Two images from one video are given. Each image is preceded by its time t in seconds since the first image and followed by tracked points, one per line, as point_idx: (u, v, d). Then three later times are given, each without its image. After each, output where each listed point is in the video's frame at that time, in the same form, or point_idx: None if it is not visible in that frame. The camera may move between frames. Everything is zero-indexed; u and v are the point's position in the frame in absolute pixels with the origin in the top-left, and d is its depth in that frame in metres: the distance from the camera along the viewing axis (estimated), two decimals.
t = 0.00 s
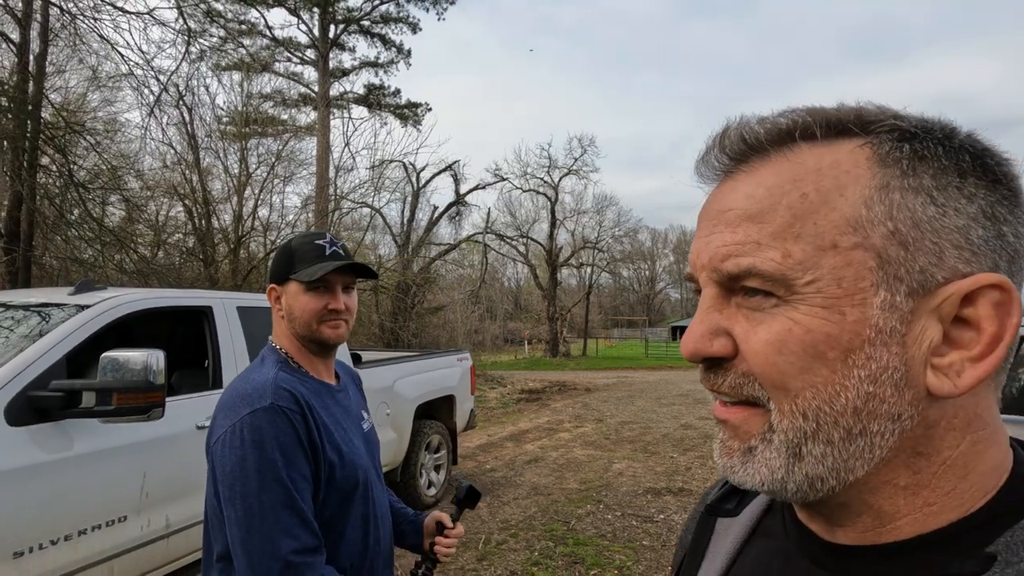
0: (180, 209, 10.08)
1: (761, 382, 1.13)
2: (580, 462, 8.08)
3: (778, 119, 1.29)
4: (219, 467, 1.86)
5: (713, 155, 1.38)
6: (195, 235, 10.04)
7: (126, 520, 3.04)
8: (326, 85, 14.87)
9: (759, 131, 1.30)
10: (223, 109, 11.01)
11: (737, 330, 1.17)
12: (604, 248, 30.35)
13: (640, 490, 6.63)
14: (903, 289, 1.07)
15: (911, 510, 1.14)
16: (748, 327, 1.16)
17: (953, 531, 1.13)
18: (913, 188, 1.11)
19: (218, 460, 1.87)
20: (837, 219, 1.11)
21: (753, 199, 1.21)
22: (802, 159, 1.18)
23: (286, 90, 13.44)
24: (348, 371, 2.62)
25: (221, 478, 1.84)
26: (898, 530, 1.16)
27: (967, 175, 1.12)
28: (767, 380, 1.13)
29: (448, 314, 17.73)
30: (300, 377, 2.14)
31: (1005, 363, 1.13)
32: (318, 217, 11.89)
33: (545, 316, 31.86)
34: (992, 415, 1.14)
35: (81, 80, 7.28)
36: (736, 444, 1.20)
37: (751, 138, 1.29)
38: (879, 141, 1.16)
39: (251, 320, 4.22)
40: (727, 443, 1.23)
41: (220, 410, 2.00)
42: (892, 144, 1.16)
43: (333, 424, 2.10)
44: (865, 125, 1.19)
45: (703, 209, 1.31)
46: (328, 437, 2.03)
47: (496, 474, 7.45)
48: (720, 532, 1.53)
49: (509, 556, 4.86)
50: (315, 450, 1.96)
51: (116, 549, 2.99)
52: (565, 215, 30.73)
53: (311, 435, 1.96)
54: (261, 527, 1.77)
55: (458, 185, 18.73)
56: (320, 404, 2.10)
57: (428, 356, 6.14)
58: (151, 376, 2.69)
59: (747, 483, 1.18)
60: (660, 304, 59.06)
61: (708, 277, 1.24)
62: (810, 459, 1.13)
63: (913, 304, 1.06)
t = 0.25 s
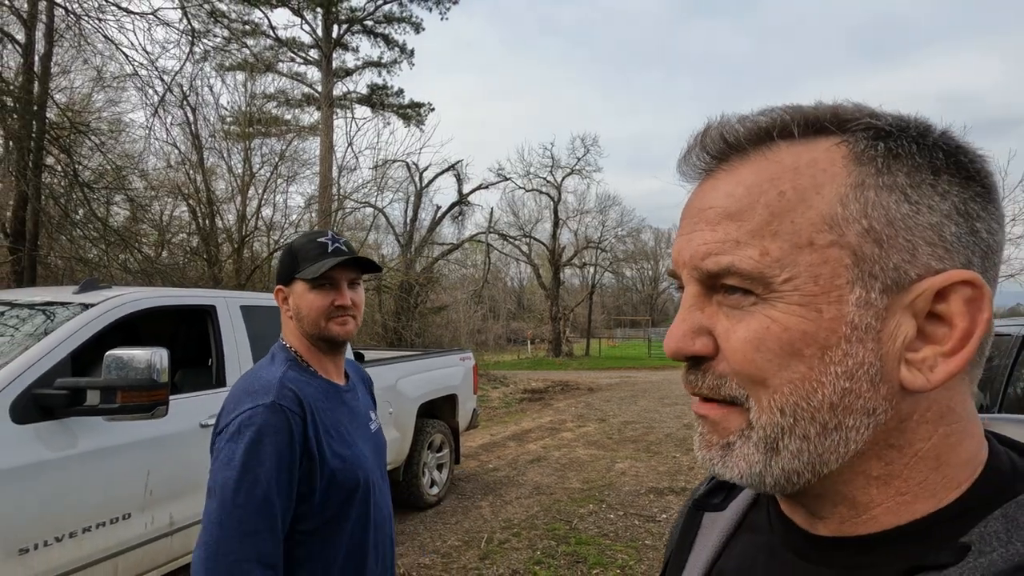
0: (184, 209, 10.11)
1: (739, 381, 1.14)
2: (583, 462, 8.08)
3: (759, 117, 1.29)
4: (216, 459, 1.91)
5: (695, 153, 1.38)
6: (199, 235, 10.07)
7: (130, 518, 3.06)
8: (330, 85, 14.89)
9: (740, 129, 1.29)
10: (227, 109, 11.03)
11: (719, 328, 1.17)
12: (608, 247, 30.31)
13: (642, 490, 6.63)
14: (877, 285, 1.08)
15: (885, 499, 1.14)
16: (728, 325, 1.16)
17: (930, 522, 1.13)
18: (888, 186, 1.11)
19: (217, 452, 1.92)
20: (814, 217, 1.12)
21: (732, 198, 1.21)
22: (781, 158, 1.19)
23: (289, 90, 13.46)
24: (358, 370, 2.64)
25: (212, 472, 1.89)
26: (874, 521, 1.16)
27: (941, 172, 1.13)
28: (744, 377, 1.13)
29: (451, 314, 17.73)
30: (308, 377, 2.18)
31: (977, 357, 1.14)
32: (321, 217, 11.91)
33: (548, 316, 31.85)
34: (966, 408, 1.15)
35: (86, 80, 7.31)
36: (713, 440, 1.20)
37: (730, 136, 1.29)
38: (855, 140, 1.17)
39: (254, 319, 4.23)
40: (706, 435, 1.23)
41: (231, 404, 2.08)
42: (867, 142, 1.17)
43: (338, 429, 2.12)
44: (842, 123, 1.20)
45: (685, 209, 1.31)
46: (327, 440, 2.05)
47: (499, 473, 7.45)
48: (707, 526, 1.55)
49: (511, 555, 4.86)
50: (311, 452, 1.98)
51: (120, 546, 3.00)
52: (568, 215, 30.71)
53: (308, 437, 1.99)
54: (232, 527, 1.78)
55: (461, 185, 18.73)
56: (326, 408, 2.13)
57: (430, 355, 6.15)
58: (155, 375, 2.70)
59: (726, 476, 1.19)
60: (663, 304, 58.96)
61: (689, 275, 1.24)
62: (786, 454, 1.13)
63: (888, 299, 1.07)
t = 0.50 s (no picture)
0: (188, 209, 10.14)
1: (726, 382, 1.15)
2: (586, 462, 8.08)
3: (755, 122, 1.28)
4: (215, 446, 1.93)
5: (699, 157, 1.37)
6: (203, 235, 10.10)
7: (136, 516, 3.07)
8: (333, 85, 14.91)
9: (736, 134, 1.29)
10: (230, 109, 11.05)
11: (707, 331, 1.18)
12: (611, 247, 30.28)
13: (646, 490, 6.62)
14: (858, 288, 1.07)
15: (894, 504, 1.13)
16: (718, 326, 1.17)
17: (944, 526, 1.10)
18: (873, 188, 1.10)
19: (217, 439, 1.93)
20: (795, 220, 1.12)
21: (721, 203, 1.21)
22: (770, 162, 1.19)
23: (292, 90, 13.48)
24: (373, 373, 2.64)
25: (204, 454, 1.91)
26: (885, 527, 1.15)
27: (934, 170, 1.10)
28: (726, 378, 1.15)
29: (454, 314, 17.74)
30: (323, 375, 2.19)
31: (982, 358, 1.10)
32: (325, 217, 11.93)
33: (551, 315, 31.83)
34: (976, 411, 1.11)
35: (90, 81, 7.33)
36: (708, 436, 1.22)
37: (726, 140, 1.29)
38: (843, 142, 1.16)
39: (259, 319, 4.24)
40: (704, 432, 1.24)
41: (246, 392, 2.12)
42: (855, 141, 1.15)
43: (345, 429, 2.13)
44: (831, 125, 1.18)
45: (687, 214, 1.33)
46: (332, 438, 2.06)
47: (502, 473, 7.46)
48: (720, 530, 1.52)
49: (515, 554, 4.86)
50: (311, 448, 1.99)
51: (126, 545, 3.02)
52: (571, 215, 30.68)
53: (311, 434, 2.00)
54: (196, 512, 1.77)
55: (464, 185, 18.74)
56: (338, 407, 2.15)
57: (434, 355, 6.15)
58: (160, 374, 2.72)
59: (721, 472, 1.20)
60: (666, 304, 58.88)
61: (685, 278, 1.25)
62: (774, 452, 1.14)
63: (872, 301, 1.06)
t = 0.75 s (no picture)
0: (197, 209, 10.21)
1: (719, 374, 1.18)
2: (593, 461, 8.08)
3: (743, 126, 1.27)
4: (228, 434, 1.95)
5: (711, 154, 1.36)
6: (212, 234, 10.16)
7: (145, 513, 3.09)
8: (340, 85, 14.95)
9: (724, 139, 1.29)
10: (238, 109, 11.11)
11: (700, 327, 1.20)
12: (617, 246, 30.22)
13: (652, 489, 6.61)
14: (794, 291, 1.05)
15: (886, 496, 1.05)
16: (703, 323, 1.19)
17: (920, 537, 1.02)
18: (814, 194, 1.05)
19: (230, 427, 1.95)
20: (753, 228, 1.12)
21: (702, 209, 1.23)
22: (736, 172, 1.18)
23: (300, 90, 13.53)
24: (382, 369, 2.66)
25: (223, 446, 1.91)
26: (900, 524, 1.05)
27: (881, 168, 1.01)
28: (718, 370, 1.17)
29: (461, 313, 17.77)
30: (333, 368, 2.21)
31: (980, 356, 0.95)
32: (332, 216, 11.97)
33: (557, 315, 31.82)
34: (974, 412, 0.98)
35: (100, 82, 7.38)
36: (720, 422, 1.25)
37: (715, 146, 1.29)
38: (797, 146, 1.11)
39: (266, 317, 4.26)
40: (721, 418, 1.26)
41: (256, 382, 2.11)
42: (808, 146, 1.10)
43: (356, 421, 2.15)
44: (790, 130, 1.14)
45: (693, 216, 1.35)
46: (342, 431, 2.08)
47: (509, 471, 7.47)
48: (740, 522, 1.49)
49: (521, 553, 4.87)
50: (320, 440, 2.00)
51: (136, 541, 3.04)
52: (577, 214, 30.65)
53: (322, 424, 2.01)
54: (235, 507, 1.80)
55: (471, 184, 18.75)
56: (348, 399, 2.17)
57: (440, 353, 6.15)
58: (172, 371, 2.76)
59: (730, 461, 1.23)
60: (673, 303, 58.76)
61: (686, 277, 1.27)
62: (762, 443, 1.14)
63: (820, 304, 1.02)
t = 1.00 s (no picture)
0: (207, 209, 10.30)
1: (748, 376, 1.18)
2: (601, 460, 8.08)
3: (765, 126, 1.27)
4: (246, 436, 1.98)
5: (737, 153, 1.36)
6: (222, 234, 10.24)
7: (159, 509, 3.13)
8: (348, 85, 15.01)
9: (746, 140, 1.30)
10: (248, 110, 11.19)
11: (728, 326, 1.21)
12: (625, 245, 30.16)
13: (661, 488, 6.61)
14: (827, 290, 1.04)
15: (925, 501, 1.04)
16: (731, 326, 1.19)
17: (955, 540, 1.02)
18: (845, 191, 1.05)
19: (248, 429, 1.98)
20: (780, 227, 1.12)
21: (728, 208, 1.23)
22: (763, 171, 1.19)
23: (308, 91, 13.60)
24: (390, 368, 2.68)
25: (245, 449, 1.93)
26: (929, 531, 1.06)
27: (916, 163, 1.00)
28: (747, 372, 1.17)
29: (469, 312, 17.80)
30: (344, 365, 2.22)
31: (1020, 354, 0.94)
32: (341, 216, 12.03)
33: (564, 314, 31.81)
34: (1013, 412, 0.97)
35: (112, 83, 7.46)
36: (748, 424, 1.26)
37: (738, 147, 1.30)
38: (825, 144, 1.11)
39: (277, 316, 4.31)
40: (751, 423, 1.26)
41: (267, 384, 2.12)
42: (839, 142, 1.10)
43: (368, 417, 2.17)
44: (819, 128, 1.14)
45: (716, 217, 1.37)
46: (357, 427, 2.10)
47: (518, 470, 7.49)
48: (768, 523, 1.48)
49: (530, 551, 4.89)
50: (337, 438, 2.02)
51: (150, 537, 3.08)
52: (585, 213, 30.61)
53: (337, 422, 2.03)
54: (265, 509, 1.82)
55: (479, 184, 18.78)
56: (360, 397, 2.18)
57: (449, 352, 6.18)
58: (183, 370, 2.79)
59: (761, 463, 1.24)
60: (681, 302, 58.57)
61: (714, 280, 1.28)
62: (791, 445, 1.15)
63: (850, 303, 1.02)
